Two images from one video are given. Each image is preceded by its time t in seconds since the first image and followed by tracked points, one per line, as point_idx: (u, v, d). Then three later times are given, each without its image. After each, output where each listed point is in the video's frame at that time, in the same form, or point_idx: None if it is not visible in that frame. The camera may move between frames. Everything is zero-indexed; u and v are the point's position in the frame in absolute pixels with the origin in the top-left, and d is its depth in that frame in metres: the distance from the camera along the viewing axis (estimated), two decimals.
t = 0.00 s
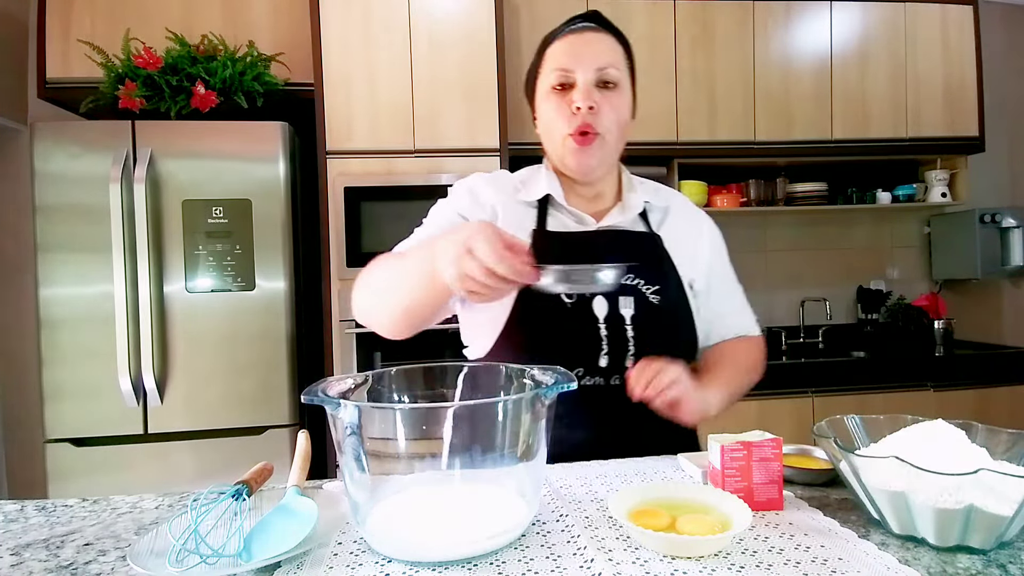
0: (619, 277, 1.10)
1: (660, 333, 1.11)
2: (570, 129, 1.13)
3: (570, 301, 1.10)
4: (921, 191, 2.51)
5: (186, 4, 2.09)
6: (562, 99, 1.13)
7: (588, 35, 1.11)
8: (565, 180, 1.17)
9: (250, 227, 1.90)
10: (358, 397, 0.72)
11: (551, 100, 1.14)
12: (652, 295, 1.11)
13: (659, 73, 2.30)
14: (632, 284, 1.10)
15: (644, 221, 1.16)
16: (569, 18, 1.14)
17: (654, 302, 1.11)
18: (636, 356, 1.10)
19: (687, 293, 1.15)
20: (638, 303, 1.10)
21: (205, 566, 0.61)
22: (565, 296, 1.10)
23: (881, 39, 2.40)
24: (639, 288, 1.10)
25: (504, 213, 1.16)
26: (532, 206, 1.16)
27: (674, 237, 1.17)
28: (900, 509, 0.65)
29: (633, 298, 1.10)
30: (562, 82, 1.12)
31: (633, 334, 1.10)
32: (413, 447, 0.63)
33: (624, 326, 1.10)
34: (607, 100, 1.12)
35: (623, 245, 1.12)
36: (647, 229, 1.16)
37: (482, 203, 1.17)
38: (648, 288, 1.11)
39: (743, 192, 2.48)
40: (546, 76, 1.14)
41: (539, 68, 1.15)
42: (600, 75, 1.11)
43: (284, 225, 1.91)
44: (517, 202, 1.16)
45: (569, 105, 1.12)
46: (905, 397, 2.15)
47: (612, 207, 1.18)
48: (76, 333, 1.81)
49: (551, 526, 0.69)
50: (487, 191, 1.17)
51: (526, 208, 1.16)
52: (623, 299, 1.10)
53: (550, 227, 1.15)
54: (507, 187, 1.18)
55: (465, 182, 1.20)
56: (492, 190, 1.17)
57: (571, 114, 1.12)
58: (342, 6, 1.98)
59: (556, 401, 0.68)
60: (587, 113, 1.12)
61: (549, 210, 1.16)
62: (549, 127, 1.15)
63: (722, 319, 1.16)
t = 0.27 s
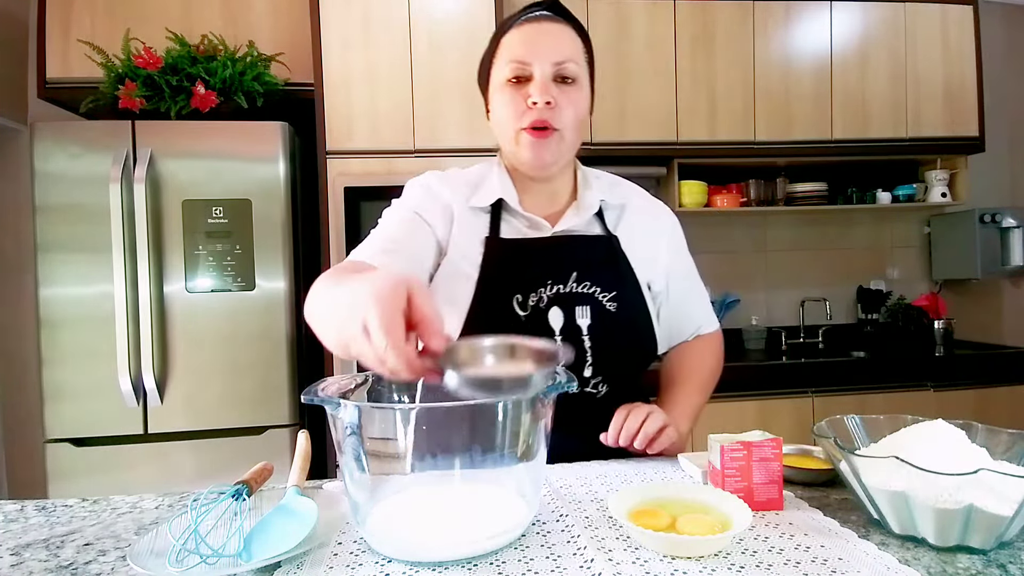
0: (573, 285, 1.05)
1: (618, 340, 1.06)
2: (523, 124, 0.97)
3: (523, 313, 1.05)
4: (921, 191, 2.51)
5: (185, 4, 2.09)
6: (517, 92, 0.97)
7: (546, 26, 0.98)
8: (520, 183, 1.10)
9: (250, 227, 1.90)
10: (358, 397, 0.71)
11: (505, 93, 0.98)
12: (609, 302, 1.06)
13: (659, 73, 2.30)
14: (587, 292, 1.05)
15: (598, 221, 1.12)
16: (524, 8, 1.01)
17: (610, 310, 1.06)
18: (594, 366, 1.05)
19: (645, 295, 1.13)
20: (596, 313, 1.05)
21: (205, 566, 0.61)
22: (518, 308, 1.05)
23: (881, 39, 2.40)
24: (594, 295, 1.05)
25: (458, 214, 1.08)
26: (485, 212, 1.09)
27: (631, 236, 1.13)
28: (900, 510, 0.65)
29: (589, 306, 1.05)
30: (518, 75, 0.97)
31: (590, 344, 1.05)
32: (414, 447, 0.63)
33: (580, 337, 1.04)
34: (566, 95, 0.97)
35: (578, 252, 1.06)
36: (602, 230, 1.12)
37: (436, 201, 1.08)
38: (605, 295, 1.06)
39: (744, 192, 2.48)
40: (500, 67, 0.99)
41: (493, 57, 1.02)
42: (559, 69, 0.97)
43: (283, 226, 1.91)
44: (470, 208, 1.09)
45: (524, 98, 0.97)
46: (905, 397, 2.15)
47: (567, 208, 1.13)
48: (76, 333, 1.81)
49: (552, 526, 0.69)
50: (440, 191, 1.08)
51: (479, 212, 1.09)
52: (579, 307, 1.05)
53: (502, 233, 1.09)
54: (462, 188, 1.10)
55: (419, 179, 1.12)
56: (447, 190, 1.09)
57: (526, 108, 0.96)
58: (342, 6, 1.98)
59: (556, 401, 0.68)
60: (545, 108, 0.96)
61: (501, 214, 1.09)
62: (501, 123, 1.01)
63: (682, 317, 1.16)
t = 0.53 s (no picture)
0: (556, 293, 1.05)
1: (602, 348, 1.07)
2: (502, 128, 0.96)
3: (506, 322, 1.05)
4: (921, 191, 2.51)
5: (185, 4, 2.09)
6: (497, 95, 0.95)
7: (529, 26, 0.96)
8: (500, 189, 1.09)
9: (250, 227, 1.90)
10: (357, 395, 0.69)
11: (486, 95, 0.96)
12: (593, 309, 1.06)
13: (659, 72, 2.30)
14: (571, 300, 1.05)
15: (583, 225, 1.11)
16: (506, 2, 0.98)
17: (594, 317, 1.06)
18: (578, 373, 1.05)
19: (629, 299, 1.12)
20: (580, 321, 1.05)
21: (205, 566, 0.61)
22: (502, 317, 1.05)
23: (881, 39, 2.40)
24: (578, 303, 1.06)
25: (438, 218, 1.07)
26: (465, 216, 1.08)
27: (615, 239, 1.12)
28: (899, 510, 0.65)
29: (573, 314, 1.05)
30: (499, 77, 0.95)
31: (575, 352, 1.05)
32: (413, 447, 0.61)
33: (565, 345, 1.05)
34: (548, 101, 0.95)
35: (562, 259, 1.06)
36: (586, 235, 1.11)
37: (415, 204, 1.07)
38: (588, 303, 1.06)
39: (743, 192, 2.48)
40: (481, 68, 0.97)
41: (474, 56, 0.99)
42: (541, 74, 0.95)
43: (283, 226, 1.91)
44: (448, 213, 1.07)
45: (504, 102, 0.95)
46: (905, 397, 2.15)
47: (550, 210, 1.12)
48: (76, 332, 1.81)
49: (552, 526, 0.69)
50: (419, 195, 1.07)
51: (458, 216, 1.08)
52: (563, 316, 1.05)
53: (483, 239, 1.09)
54: (442, 191, 1.09)
55: (397, 180, 1.11)
56: (426, 192, 1.08)
57: (506, 113, 0.95)
58: (342, 6, 1.98)
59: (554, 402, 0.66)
60: (526, 114, 0.94)
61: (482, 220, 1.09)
62: (480, 126, 0.99)
63: (665, 317, 1.16)
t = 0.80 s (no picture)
0: (556, 295, 1.05)
1: (601, 350, 1.07)
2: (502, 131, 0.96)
3: (505, 324, 1.05)
4: (921, 191, 2.51)
5: (185, 3, 2.09)
6: (496, 98, 0.96)
7: (529, 28, 0.95)
8: (499, 190, 1.09)
9: (250, 227, 1.90)
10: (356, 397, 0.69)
11: (484, 98, 0.96)
12: (592, 311, 1.06)
13: (659, 72, 2.30)
14: (571, 301, 1.05)
15: (582, 227, 1.11)
16: (506, 2, 0.98)
17: (593, 319, 1.06)
18: (578, 374, 1.05)
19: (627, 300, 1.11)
20: (579, 323, 1.05)
21: (205, 566, 0.61)
22: (501, 318, 1.05)
23: (881, 39, 2.40)
24: (578, 304, 1.06)
25: (436, 220, 1.07)
26: (463, 218, 1.08)
27: (613, 240, 1.12)
28: (899, 510, 0.65)
29: (573, 316, 1.05)
30: (497, 81, 0.96)
31: (574, 354, 1.05)
32: (412, 447, 0.61)
33: (564, 347, 1.05)
34: (547, 105, 0.96)
35: (561, 260, 1.06)
36: (584, 236, 1.11)
37: (413, 206, 1.07)
38: (588, 304, 1.06)
39: (743, 192, 2.49)
40: (480, 70, 0.97)
41: (474, 56, 0.99)
42: (540, 77, 0.95)
43: (283, 226, 1.91)
44: (446, 215, 1.07)
45: (503, 105, 0.95)
46: (904, 397, 2.15)
47: (549, 211, 1.12)
48: (76, 332, 1.81)
49: (552, 526, 0.69)
50: (417, 196, 1.07)
51: (457, 218, 1.08)
52: (563, 318, 1.05)
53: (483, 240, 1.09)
54: (440, 192, 1.09)
55: (395, 181, 1.11)
56: (425, 194, 1.08)
57: (505, 116, 0.95)
58: (342, 6, 1.98)
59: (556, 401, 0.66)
60: (525, 118, 0.94)
61: (480, 222, 1.09)
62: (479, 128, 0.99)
63: (665, 318, 1.16)
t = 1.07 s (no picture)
0: (557, 295, 1.05)
1: (603, 351, 1.07)
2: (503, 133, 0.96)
3: (506, 325, 1.05)
4: (921, 191, 2.51)
5: (185, 3, 2.09)
6: (497, 99, 0.95)
7: (531, 28, 0.95)
8: (500, 190, 1.09)
9: (249, 227, 1.90)
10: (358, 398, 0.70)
11: (485, 99, 0.96)
12: (594, 312, 1.06)
13: (658, 72, 2.30)
14: (572, 302, 1.05)
15: (584, 228, 1.11)
16: (508, 3, 0.98)
17: (595, 320, 1.06)
18: (578, 374, 1.05)
19: (630, 301, 1.11)
20: (580, 324, 1.05)
21: (205, 566, 0.61)
22: (502, 319, 1.05)
23: (881, 39, 2.40)
24: (580, 305, 1.06)
25: (438, 221, 1.07)
26: (465, 219, 1.08)
27: (615, 241, 1.12)
28: (899, 510, 0.65)
29: (574, 317, 1.05)
30: (499, 82, 0.95)
31: (575, 355, 1.05)
32: (413, 447, 0.61)
33: (566, 348, 1.05)
34: (549, 105, 0.95)
35: (562, 260, 1.06)
36: (586, 237, 1.11)
37: (415, 207, 1.07)
38: (590, 305, 1.06)
39: (743, 192, 2.49)
40: (481, 71, 0.97)
41: (475, 57, 0.99)
42: (542, 78, 0.95)
43: (283, 226, 1.91)
44: (448, 216, 1.07)
45: (504, 106, 0.95)
46: (904, 397, 2.15)
47: (551, 211, 1.12)
48: (76, 332, 1.81)
49: (552, 526, 0.69)
50: (419, 197, 1.07)
51: (459, 219, 1.08)
52: (564, 319, 1.05)
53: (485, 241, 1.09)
54: (442, 193, 1.09)
55: (397, 182, 1.11)
56: (427, 194, 1.08)
57: (506, 118, 0.95)
58: (342, 6, 1.98)
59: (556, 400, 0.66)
60: (526, 120, 0.94)
61: (482, 222, 1.09)
62: (480, 129, 0.99)
63: (668, 318, 1.16)
